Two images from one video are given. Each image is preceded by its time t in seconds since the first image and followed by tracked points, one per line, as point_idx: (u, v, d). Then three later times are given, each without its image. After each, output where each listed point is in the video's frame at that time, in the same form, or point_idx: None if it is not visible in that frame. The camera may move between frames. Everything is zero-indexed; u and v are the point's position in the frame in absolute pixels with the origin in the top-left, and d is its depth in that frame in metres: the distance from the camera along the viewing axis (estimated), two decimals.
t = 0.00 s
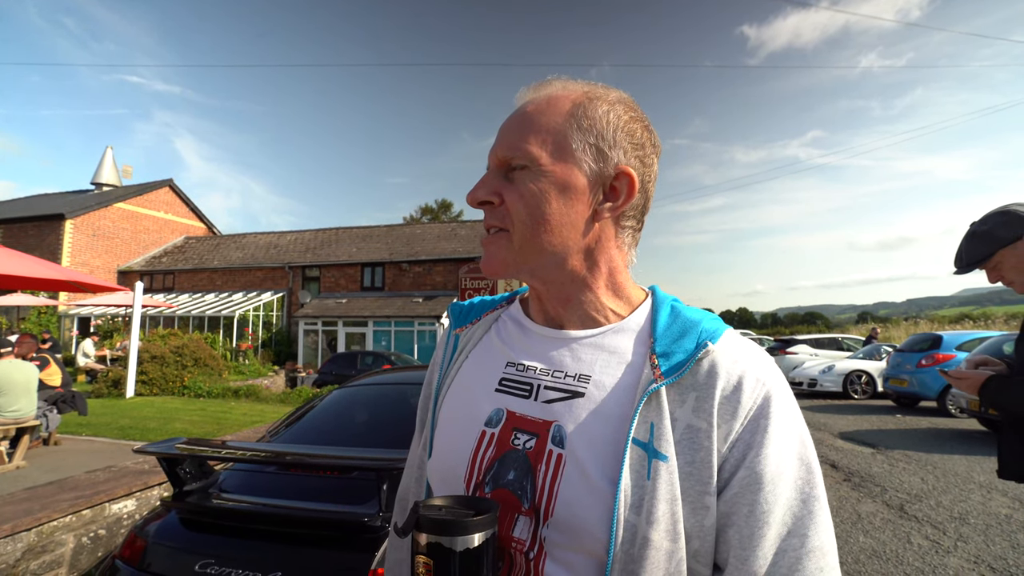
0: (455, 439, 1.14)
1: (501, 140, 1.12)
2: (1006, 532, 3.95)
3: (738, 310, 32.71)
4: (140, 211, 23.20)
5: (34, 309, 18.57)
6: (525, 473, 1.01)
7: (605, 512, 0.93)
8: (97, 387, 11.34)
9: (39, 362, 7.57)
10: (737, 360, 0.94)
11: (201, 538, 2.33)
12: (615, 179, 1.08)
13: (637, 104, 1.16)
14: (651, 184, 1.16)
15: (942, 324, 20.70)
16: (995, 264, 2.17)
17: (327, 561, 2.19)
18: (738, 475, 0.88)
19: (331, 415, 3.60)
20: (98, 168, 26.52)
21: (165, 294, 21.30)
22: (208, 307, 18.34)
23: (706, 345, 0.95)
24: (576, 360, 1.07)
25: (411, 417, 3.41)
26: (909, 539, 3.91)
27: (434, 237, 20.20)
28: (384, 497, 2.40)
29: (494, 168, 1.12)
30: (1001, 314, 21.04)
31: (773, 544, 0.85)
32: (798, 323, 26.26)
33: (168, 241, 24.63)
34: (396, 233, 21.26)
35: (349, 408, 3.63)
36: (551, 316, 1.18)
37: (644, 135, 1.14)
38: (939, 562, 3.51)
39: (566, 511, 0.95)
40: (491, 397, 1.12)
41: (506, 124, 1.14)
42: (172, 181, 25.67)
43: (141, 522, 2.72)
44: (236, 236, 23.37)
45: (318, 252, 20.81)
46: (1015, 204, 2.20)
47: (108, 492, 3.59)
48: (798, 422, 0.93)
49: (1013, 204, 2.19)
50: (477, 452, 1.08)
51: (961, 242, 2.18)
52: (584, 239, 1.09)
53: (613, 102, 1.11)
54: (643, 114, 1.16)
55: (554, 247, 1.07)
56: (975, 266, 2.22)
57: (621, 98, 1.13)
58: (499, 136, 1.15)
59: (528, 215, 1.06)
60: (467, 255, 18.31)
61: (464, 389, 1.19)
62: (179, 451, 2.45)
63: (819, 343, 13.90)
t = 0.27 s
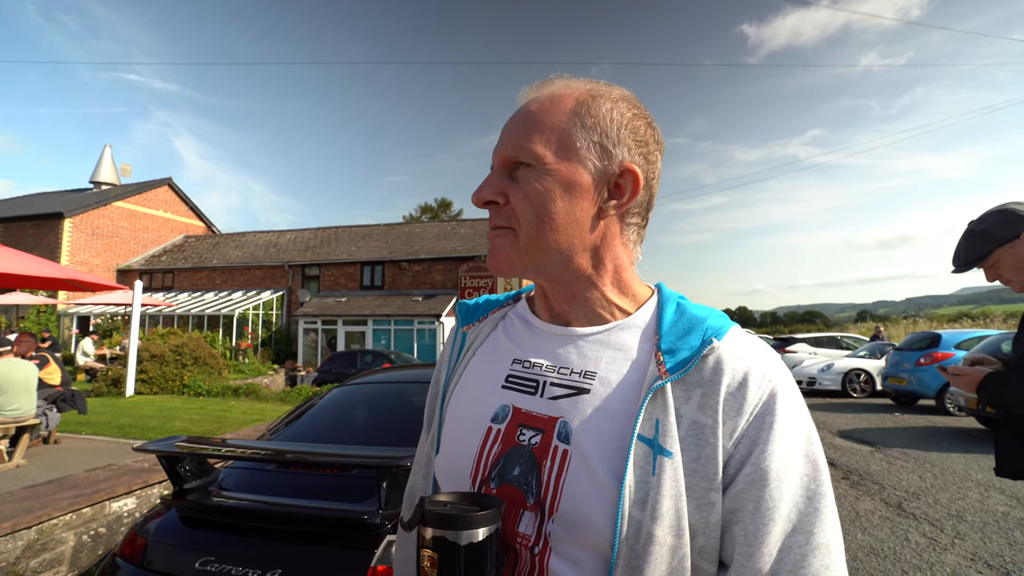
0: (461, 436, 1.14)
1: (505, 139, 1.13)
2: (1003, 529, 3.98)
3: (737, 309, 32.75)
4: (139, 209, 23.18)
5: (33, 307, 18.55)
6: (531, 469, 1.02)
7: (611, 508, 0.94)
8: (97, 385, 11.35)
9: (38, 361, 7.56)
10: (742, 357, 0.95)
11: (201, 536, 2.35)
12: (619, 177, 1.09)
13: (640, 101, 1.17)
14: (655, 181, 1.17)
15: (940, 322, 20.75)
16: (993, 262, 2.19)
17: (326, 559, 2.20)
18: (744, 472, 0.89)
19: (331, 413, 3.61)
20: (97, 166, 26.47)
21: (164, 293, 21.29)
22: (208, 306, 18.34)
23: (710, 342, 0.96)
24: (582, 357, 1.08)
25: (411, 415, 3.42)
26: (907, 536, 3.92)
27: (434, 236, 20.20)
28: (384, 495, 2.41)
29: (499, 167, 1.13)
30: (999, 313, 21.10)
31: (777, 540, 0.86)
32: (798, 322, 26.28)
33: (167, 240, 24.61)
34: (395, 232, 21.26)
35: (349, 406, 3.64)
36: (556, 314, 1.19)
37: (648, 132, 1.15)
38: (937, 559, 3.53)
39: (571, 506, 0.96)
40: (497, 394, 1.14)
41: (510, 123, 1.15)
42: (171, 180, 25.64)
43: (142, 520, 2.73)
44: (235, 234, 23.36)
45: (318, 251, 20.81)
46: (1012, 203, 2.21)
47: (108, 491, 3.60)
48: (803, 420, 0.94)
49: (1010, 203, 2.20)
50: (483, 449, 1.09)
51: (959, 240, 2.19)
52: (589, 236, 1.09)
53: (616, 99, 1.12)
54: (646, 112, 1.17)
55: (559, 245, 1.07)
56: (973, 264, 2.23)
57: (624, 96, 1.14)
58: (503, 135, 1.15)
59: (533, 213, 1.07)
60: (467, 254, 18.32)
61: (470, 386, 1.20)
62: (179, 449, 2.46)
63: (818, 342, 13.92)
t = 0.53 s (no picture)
0: (479, 432, 1.15)
1: (519, 139, 1.13)
2: (1000, 527, 3.99)
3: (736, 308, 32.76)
4: (138, 207, 23.13)
5: (31, 305, 18.52)
6: (548, 465, 1.03)
7: (627, 504, 0.94)
8: (95, 384, 11.33)
9: (36, 359, 7.54)
10: (759, 354, 0.95)
11: (200, 534, 2.35)
12: (635, 176, 1.10)
13: (655, 100, 1.17)
14: (671, 180, 1.17)
15: (939, 321, 20.80)
16: (989, 262, 2.19)
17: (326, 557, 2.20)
18: (761, 470, 0.89)
19: (331, 411, 3.61)
20: (96, 164, 26.40)
21: (163, 291, 21.25)
22: (207, 304, 18.32)
23: (728, 339, 0.97)
24: (598, 354, 1.09)
25: (411, 413, 3.43)
26: (904, 534, 3.94)
27: (433, 234, 20.19)
28: (383, 493, 2.40)
29: (514, 167, 1.14)
30: (998, 312, 21.15)
31: (794, 539, 0.87)
32: (797, 320, 26.33)
33: (166, 238, 24.56)
34: (395, 230, 21.24)
35: (349, 404, 3.64)
36: (572, 312, 1.19)
37: (663, 130, 1.15)
38: (935, 557, 3.55)
39: (588, 503, 0.97)
40: (515, 391, 1.14)
41: (524, 123, 1.16)
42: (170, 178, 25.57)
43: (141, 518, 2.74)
44: (234, 232, 23.32)
45: (317, 249, 20.79)
46: (1009, 203, 2.22)
47: (107, 489, 3.60)
48: (822, 418, 0.95)
49: (1007, 203, 2.21)
50: (501, 445, 1.10)
51: (956, 240, 2.20)
52: (605, 235, 1.10)
53: (631, 98, 1.12)
54: (662, 110, 1.17)
55: (575, 245, 1.08)
56: (970, 264, 2.24)
57: (639, 95, 1.15)
58: (518, 135, 1.16)
59: (549, 212, 1.07)
60: (466, 252, 18.32)
61: (487, 383, 1.21)
62: (178, 447, 2.47)
63: (817, 340, 13.95)
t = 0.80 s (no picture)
0: (501, 432, 1.16)
1: (540, 139, 1.14)
2: (997, 526, 4.01)
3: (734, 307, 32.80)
4: (136, 205, 23.07)
5: (28, 304, 18.45)
6: (568, 465, 1.03)
7: (648, 505, 0.94)
8: (93, 383, 11.29)
9: (33, 358, 7.52)
10: (783, 356, 0.96)
11: (198, 533, 2.35)
12: (656, 175, 1.10)
13: (677, 99, 1.17)
14: (693, 179, 1.17)
15: (936, 320, 20.87)
16: (984, 262, 2.20)
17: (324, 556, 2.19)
18: (784, 475, 0.90)
19: (329, 410, 3.61)
20: (93, 162, 26.31)
21: (160, 290, 21.20)
22: (205, 303, 18.29)
23: (750, 341, 0.97)
24: (618, 356, 1.10)
25: (410, 412, 3.43)
26: (902, 533, 3.96)
27: (432, 233, 20.17)
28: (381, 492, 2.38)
29: (535, 167, 1.14)
30: (995, 312, 21.23)
31: (818, 544, 0.87)
32: (795, 320, 26.39)
33: (163, 236, 24.49)
34: (393, 229, 21.22)
35: (348, 403, 3.64)
36: (593, 312, 1.20)
37: (685, 129, 1.15)
38: (932, 556, 3.56)
39: (609, 503, 0.97)
40: (537, 392, 1.15)
41: (545, 123, 1.16)
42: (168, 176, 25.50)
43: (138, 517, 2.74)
44: (232, 231, 23.27)
45: (315, 248, 20.75)
46: (1003, 203, 2.23)
47: (104, 488, 3.58)
48: (849, 422, 0.95)
49: (1002, 203, 2.22)
50: (522, 446, 1.10)
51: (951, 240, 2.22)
52: (626, 235, 1.10)
53: (653, 97, 1.13)
54: (684, 109, 1.17)
55: (596, 244, 1.09)
56: (965, 264, 2.25)
57: (661, 93, 1.15)
58: (538, 135, 1.17)
59: (569, 212, 1.08)
60: (465, 251, 18.31)
61: (510, 383, 1.21)
62: (177, 446, 2.45)
63: (816, 340, 13.98)
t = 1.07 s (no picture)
0: (495, 433, 1.17)
1: (553, 141, 1.15)
2: (990, 527, 4.04)
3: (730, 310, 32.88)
4: (131, 207, 22.98)
5: (21, 306, 18.34)
6: (562, 467, 1.04)
7: (638, 511, 0.95)
8: (87, 385, 11.23)
9: (26, 360, 7.47)
10: (778, 368, 0.97)
11: (192, 537, 2.34)
12: (665, 186, 1.11)
13: (690, 112, 1.18)
14: (700, 191, 1.18)
15: (931, 322, 21.00)
16: (977, 265, 2.22)
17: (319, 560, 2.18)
18: (775, 483, 0.91)
19: (324, 413, 3.61)
20: (88, 163, 26.20)
21: (155, 292, 21.11)
22: (200, 305, 18.21)
23: (747, 351, 0.98)
24: (616, 360, 1.10)
25: (405, 415, 3.42)
26: (896, 534, 3.98)
27: (428, 235, 20.17)
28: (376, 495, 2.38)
29: (545, 168, 1.15)
30: (988, 313, 21.37)
31: (807, 553, 0.88)
32: (791, 322, 26.47)
33: (158, 238, 24.40)
34: (389, 231, 21.20)
35: (343, 406, 3.63)
36: (593, 316, 1.21)
37: (696, 142, 1.16)
38: (926, 557, 3.58)
39: (600, 507, 0.98)
40: (532, 393, 1.15)
41: (559, 126, 1.17)
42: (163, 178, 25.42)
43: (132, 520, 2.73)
44: (228, 233, 23.21)
45: (311, 250, 20.71)
46: (996, 207, 2.25)
47: (97, 492, 3.57)
48: (840, 433, 0.96)
49: (994, 206, 2.24)
50: (516, 446, 1.11)
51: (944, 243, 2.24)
52: (633, 242, 1.11)
53: (667, 109, 1.14)
54: (695, 122, 1.18)
55: (603, 249, 1.09)
56: (958, 267, 2.27)
57: (675, 105, 1.16)
58: (551, 138, 1.17)
59: (578, 215, 1.09)
60: (462, 253, 18.31)
61: (506, 383, 1.22)
62: (170, 450, 2.44)
63: (811, 341, 14.04)
